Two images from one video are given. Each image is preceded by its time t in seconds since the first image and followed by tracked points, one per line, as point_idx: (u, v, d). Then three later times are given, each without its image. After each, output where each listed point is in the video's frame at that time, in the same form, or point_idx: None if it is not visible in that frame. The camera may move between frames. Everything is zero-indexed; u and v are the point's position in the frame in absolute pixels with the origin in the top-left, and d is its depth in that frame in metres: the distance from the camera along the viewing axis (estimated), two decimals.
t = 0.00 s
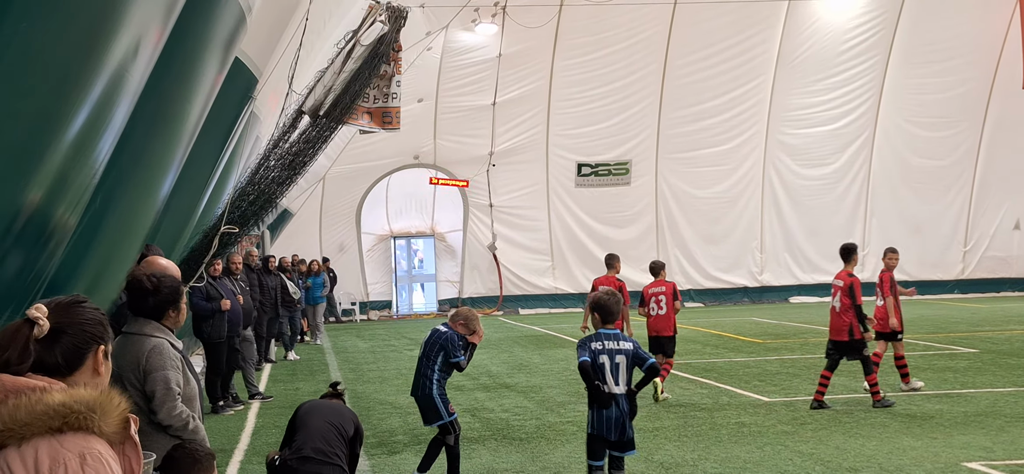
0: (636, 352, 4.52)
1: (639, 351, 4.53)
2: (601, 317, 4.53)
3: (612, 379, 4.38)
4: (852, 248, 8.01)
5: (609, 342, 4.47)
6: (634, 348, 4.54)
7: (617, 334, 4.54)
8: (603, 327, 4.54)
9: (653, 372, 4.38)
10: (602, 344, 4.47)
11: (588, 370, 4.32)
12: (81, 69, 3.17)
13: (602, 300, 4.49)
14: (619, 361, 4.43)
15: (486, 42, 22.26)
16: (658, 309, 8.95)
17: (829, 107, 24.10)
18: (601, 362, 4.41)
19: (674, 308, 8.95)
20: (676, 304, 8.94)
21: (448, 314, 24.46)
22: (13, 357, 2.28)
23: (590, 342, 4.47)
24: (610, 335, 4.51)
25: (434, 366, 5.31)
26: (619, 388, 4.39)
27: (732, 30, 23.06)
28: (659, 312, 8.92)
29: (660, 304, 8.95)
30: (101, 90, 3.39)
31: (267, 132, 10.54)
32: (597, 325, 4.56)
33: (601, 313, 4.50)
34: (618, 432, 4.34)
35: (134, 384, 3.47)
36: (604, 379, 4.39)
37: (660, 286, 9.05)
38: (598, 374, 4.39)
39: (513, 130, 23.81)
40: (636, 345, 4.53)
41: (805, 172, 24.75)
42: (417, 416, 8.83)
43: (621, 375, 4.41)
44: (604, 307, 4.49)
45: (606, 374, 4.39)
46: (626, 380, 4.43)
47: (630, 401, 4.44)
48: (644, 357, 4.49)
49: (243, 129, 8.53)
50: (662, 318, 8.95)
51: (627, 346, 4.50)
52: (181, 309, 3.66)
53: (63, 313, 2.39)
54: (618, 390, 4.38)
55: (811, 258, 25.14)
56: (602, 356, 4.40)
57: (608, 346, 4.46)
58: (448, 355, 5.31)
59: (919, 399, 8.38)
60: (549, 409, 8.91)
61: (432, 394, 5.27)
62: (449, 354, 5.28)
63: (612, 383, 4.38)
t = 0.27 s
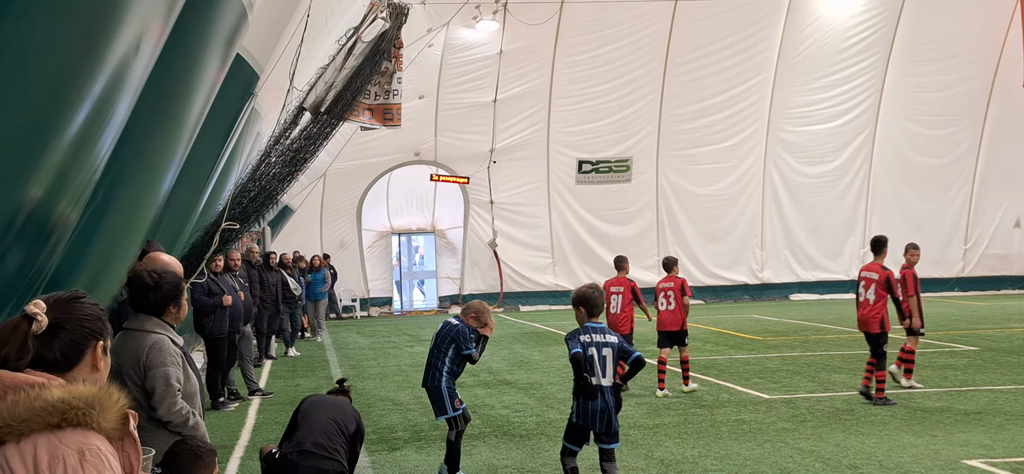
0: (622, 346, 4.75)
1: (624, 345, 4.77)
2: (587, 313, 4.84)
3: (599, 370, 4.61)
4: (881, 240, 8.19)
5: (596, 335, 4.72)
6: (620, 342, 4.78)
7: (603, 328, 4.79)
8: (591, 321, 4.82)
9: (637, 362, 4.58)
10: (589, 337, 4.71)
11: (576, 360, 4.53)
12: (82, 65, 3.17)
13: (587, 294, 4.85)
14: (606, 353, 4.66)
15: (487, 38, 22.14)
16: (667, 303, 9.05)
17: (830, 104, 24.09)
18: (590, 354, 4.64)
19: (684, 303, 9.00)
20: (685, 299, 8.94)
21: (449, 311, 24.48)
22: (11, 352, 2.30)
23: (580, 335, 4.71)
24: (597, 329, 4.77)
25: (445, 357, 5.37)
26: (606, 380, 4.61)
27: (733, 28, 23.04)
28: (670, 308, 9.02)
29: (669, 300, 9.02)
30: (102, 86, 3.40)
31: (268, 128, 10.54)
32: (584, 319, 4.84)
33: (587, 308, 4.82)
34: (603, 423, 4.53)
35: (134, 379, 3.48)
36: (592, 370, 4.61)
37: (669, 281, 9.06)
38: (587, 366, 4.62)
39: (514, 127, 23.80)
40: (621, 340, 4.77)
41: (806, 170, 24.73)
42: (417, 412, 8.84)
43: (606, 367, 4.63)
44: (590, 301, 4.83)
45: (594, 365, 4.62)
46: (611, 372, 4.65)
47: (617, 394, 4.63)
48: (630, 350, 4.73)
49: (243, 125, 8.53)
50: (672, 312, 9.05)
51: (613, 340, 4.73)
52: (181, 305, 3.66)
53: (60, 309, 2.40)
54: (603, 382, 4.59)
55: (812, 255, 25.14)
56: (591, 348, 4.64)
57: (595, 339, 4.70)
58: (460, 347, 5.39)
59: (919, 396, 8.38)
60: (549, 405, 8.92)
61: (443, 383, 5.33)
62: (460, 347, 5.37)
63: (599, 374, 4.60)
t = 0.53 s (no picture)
0: (595, 344, 4.78)
1: (598, 344, 4.79)
2: (560, 312, 4.83)
3: (575, 370, 4.63)
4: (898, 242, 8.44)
5: (572, 335, 4.72)
6: (593, 341, 4.80)
7: (577, 327, 4.80)
8: (564, 320, 4.82)
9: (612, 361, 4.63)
10: (566, 338, 4.70)
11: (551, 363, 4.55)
12: (82, 61, 3.17)
13: (558, 293, 4.80)
14: (581, 353, 4.69)
15: (488, 35, 22.25)
16: (681, 299, 9.33)
17: (830, 101, 24.08)
18: (566, 356, 4.65)
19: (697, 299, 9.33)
20: (699, 296, 9.26)
21: (448, 308, 24.50)
22: None
23: (556, 337, 4.68)
24: (572, 329, 4.77)
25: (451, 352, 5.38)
26: (582, 380, 4.63)
27: (733, 25, 23.03)
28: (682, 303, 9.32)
29: (682, 295, 9.32)
30: (101, 82, 3.39)
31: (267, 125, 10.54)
32: (558, 320, 4.82)
33: (561, 307, 4.80)
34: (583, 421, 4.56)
35: (133, 375, 3.48)
36: (568, 372, 4.63)
37: (683, 277, 9.38)
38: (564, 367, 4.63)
39: (514, 124, 23.79)
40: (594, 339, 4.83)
41: (806, 167, 24.72)
42: (416, 409, 8.85)
43: (582, 366, 4.66)
44: (563, 301, 4.79)
45: (571, 366, 4.63)
46: (587, 371, 4.68)
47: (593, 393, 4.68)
48: (603, 349, 4.76)
49: (243, 122, 8.53)
50: (685, 308, 9.33)
51: (587, 339, 4.76)
52: (182, 301, 3.66)
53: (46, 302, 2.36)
54: (579, 382, 4.62)
55: (812, 253, 25.16)
56: (568, 349, 4.64)
57: (571, 340, 4.70)
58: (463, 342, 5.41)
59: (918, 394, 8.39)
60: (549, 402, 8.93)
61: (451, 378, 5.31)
62: (465, 340, 5.38)
63: (575, 375, 4.62)
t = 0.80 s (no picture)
0: (572, 335, 4.98)
1: (574, 335, 5.00)
2: (536, 308, 4.95)
3: (556, 363, 4.75)
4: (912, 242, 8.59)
5: (549, 328, 4.85)
6: (569, 331, 5.00)
7: (553, 320, 4.95)
8: (539, 315, 4.94)
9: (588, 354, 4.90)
10: (544, 333, 4.82)
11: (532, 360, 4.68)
12: (81, 57, 3.15)
13: (532, 290, 4.92)
14: (560, 345, 4.83)
15: (487, 32, 22.29)
16: (694, 296, 9.40)
17: (829, 99, 24.10)
18: (546, 350, 4.76)
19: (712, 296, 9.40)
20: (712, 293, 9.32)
21: (447, 305, 24.50)
22: None
23: (534, 332, 4.78)
24: (549, 322, 4.91)
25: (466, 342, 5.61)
26: (563, 371, 4.78)
27: (731, 22, 23.04)
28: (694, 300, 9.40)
29: (696, 292, 9.39)
30: (101, 78, 3.37)
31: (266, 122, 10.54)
32: (533, 316, 4.94)
33: (535, 304, 4.91)
34: (562, 411, 4.73)
35: (133, 371, 3.49)
36: (549, 365, 4.74)
37: (698, 276, 9.48)
38: (545, 361, 4.74)
39: (513, 121, 23.78)
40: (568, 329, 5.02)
41: (804, 164, 24.73)
42: (414, 406, 8.85)
43: (562, 359, 4.81)
44: (536, 297, 4.92)
45: (552, 360, 4.74)
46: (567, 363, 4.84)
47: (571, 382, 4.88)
48: (580, 339, 4.99)
49: (242, 118, 8.51)
50: (698, 305, 9.39)
51: (564, 331, 4.92)
52: (181, 297, 3.65)
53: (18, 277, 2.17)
54: (560, 373, 4.77)
55: (810, 250, 25.18)
56: (547, 343, 4.76)
57: (549, 333, 4.82)
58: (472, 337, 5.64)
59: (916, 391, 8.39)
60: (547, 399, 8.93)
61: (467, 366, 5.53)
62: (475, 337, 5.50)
63: (556, 367, 4.74)
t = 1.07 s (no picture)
0: (554, 331, 5.09)
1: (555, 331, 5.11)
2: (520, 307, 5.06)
3: (543, 357, 4.79)
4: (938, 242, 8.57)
5: (536, 323, 4.93)
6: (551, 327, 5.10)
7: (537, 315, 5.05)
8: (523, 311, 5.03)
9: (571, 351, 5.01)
10: (532, 327, 4.89)
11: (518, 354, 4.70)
12: (79, 52, 3.13)
13: (516, 286, 5.02)
14: (547, 340, 4.91)
15: (485, 29, 22.27)
16: (711, 290, 9.72)
17: (827, 96, 24.11)
18: (535, 344, 4.82)
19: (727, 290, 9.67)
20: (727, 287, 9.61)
21: (444, 302, 24.47)
22: None
23: (522, 327, 4.85)
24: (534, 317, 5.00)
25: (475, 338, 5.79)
26: (551, 365, 4.85)
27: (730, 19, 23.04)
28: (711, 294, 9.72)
29: (712, 287, 9.68)
30: (100, 73, 3.36)
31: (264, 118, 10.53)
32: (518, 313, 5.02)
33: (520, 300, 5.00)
34: (552, 406, 4.75)
35: (131, 368, 3.48)
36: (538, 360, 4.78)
37: (714, 270, 9.74)
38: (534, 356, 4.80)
39: (511, 117, 23.76)
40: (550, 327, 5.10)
41: (803, 161, 24.73)
42: (412, 402, 8.85)
43: (547, 353, 4.86)
44: (520, 294, 5.02)
45: (541, 354, 4.79)
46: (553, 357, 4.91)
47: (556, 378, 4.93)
48: (561, 335, 5.10)
49: (240, 114, 8.49)
50: (714, 299, 9.72)
51: (548, 326, 5.01)
52: (178, 293, 3.64)
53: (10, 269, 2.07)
54: (546, 367, 4.82)
55: (808, 247, 25.18)
56: (536, 337, 4.82)
57: (536, 328, 4.90)
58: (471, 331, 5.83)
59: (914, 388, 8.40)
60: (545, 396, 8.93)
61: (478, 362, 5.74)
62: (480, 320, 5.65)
63: (545, 361, 4.81)
